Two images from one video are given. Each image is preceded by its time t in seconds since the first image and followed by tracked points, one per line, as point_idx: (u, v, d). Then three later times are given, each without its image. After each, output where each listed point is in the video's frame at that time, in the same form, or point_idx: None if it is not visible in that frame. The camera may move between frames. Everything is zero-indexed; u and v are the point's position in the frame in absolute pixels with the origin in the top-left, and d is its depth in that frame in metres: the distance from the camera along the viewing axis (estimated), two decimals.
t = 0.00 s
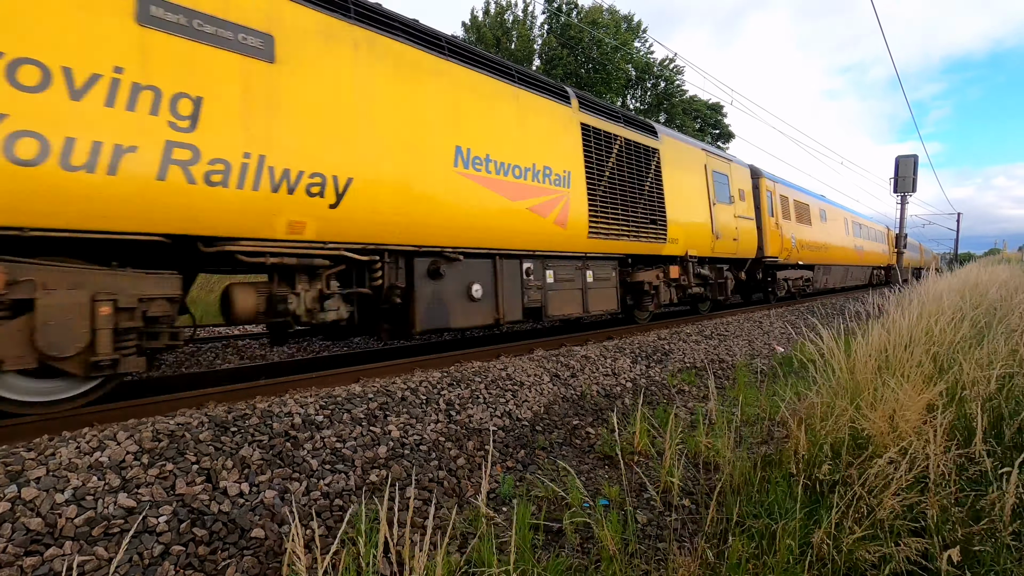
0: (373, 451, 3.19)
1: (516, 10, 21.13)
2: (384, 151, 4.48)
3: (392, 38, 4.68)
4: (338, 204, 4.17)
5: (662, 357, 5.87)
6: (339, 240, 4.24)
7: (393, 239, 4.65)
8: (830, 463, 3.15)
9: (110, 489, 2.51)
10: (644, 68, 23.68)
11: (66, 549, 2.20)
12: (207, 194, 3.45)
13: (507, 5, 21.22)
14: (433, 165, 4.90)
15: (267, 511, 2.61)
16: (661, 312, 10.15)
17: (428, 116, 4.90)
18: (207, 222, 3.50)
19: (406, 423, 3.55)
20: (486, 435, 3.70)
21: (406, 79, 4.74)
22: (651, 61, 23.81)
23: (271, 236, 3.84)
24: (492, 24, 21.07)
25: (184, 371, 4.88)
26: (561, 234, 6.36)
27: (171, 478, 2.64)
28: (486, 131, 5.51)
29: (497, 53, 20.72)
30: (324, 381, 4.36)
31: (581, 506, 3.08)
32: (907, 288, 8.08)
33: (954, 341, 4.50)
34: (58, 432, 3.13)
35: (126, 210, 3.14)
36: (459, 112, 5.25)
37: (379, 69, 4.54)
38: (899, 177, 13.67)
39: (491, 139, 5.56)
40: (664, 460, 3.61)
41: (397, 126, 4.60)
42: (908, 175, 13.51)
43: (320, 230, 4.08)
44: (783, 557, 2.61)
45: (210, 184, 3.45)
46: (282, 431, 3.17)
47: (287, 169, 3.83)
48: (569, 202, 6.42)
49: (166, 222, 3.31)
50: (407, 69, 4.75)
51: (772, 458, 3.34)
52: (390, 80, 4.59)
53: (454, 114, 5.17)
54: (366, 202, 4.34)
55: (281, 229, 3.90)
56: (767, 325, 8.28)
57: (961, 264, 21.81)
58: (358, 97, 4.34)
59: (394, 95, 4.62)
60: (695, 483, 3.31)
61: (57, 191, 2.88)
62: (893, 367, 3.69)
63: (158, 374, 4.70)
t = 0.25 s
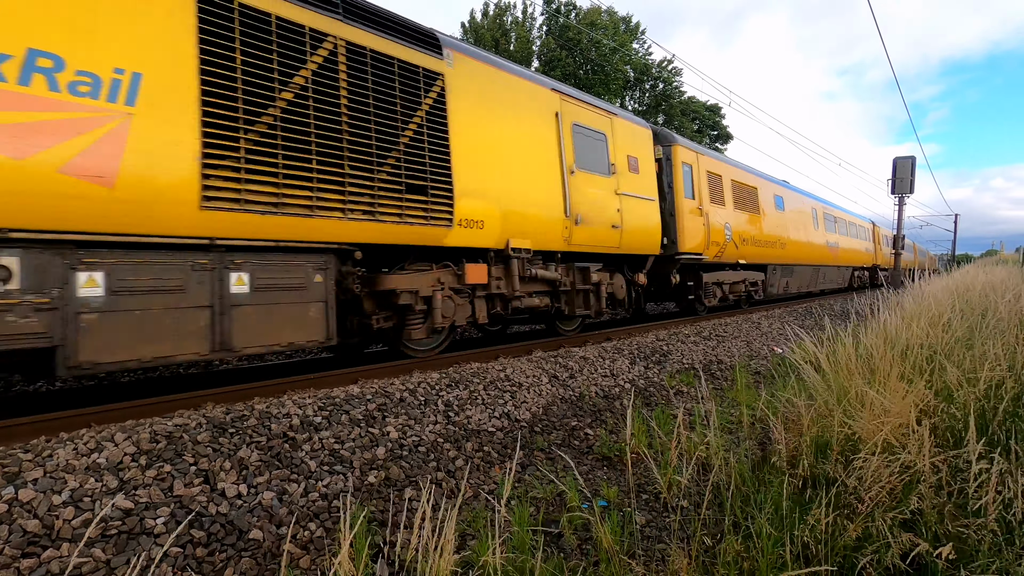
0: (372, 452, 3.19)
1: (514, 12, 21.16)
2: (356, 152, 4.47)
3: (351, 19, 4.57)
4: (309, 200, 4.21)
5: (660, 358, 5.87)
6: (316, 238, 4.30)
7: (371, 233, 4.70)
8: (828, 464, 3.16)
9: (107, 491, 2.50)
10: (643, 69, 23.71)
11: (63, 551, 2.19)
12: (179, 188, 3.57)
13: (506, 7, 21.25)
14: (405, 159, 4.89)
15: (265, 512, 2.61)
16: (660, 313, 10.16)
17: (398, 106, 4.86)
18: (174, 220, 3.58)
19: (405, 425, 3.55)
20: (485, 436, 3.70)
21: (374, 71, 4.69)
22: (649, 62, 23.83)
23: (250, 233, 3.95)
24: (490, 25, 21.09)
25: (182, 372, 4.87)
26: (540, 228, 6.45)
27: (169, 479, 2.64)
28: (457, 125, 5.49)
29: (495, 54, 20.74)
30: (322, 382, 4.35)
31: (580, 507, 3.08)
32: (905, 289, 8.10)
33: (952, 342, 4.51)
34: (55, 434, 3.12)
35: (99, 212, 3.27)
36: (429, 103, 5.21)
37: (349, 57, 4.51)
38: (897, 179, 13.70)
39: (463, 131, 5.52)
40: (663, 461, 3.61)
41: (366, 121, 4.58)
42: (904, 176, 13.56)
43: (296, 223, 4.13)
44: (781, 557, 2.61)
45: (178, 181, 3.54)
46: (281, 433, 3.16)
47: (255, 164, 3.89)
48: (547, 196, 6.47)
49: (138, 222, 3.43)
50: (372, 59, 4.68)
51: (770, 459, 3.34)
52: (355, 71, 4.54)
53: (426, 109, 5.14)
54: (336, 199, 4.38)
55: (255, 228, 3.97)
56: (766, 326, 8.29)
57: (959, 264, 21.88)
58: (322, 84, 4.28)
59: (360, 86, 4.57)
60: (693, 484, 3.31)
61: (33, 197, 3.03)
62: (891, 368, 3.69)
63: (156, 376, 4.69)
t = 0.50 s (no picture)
0: (370, 451, 3.19)
1: (513, 10, 21.12)
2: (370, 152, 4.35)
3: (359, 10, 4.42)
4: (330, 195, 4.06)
5: (658, 356, 5.87)
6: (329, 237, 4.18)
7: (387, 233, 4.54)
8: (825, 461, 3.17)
9: (105, 490, 2.50)
10: (641, 68, 23.69)
11: (62, 551, 2.19)
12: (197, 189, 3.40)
13: (504, 5, 21.22)
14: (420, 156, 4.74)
15: (263, 512, 2.61)
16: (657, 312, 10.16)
17: (410, 101, 4.73)
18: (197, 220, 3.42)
19: (403, 424, 3.55)
20: (483, 435, 3.69)
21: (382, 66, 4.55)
22: (648, 61, 23.81)
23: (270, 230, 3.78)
24: (489, 24, 21.07)
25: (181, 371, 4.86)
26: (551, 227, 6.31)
27: (168, 478, 2.64)
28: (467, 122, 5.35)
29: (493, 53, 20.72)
30: (320, 381, 4.34)
31: (578, 506, 3.09)
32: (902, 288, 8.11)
33: (950, 341, 4.52)
34: (52, 433, 3.11)
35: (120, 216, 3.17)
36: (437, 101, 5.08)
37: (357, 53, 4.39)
38: (895, 177, 13.71)
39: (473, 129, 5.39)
40: (661, 459, 3.62)
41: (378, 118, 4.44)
42: (902, 174, 13.58)
43: (315, 222, 3.97)
44: (778, 554, 2.62)
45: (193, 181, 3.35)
46: (279, 432, 3.16)
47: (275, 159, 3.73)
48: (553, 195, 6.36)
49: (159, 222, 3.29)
50: (381, 53, 4.55)
51: (768, 456, 3.35)
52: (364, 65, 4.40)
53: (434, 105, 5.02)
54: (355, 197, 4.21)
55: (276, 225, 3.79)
56: (763, 325, 8.30)
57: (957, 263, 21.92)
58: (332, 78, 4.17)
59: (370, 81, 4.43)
60: (691, 481, 3.32)
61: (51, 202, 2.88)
62: (890, 366, 3.71)
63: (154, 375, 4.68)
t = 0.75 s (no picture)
0: (370, 452, 3.19)
1: (513, 12, 21.14)
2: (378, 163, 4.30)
3: (369, 17, 4.40)
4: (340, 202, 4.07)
5: (658, 357, 5.87)
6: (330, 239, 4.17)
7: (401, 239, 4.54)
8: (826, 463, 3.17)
9: (105, 491, 2.50)
10: (641, 69, 23.70)
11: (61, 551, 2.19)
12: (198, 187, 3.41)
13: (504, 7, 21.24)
14: (434, 164, 4.71)
15: (263, 513, 2.60)
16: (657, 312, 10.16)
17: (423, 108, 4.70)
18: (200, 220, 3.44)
19: (403, 425, 3.55)
20: (483, 436, 3.69)
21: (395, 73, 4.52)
22: (648, 62, 23.82)
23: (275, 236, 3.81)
24: (489, 25, 21.08)
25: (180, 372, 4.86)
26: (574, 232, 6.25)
27: (167, 479, 2.63)
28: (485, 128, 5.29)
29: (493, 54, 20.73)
30: (320, 382, 4.33)
31: (578, 507, 3.09)
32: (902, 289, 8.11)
33: (950, 343, 4.52)
34: (52, 434, 3.11)
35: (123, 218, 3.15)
36: (456, 108, 5.03)
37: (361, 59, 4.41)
38: (895, 179, 13.72)
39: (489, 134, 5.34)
40: (661, 460, 3.61)
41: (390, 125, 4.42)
42: (902, 176, 13.58)
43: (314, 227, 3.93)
44: (777, 556, 2.62)
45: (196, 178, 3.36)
46: (279, 433, 3.16)
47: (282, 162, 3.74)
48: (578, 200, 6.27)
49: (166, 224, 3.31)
50: (394, 59, 4.52)
51: (768, 458, 3.35)
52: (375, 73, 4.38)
53: (451, 112, 4.97)
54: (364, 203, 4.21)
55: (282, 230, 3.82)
56: (763, 326, 8.30)
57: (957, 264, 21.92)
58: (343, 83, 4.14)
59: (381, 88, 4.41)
60: (692, 483, 3.32)
61: (55, 200, 2.92)
62: (891, 368, 3.71)
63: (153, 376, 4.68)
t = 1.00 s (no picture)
0: (370, 449, 3.19)
1: (513, 9, 21.08)
2: (379, 166, 4.27)
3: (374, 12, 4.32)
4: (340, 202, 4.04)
5: (658, 355, 5.87)
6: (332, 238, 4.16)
7: (401, 238, 4.53)
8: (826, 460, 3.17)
9: (106, 487, 2.50)
10: (641, 66, 23.64)
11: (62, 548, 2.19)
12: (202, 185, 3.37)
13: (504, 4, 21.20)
14: (436, 164, 4.70)
15: (263, 510, 2.61)
16: (657, 310, 10.17)
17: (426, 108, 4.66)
18: (202, 219, 3.41)
19: (403, 422, 3.55)
20: (484, 433, 3.70)
21: (400, 70, 4.46)
22: (648, 59, 23.76)
23: (279, 236, 3.78)
24: (489, 23, 21.05)
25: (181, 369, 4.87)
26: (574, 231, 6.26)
27: (168, 476, 2.64)
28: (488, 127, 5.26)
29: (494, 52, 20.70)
30: (320, 380, 4.34)
31: (578, 505, 3.10)
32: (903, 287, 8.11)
33: (950, 340, 4.52)
34: (53, 431, 3.11)
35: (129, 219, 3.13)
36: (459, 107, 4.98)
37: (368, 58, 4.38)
38: (895, 176, 13.70)
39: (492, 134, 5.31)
40: (661, 458, 3.61)
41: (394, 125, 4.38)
42: (902, 174, 13.57)
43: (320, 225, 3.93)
44: (777, 554, 2.63)
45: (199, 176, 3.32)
46: (279, 430, 3.16)
47: (285, 163, 3.71)
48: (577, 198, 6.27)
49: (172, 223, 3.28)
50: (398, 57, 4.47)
51: (769, 455, 3.35)
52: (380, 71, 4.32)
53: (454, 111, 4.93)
54: (366, 202, 4.20)
55: (285, 230, 3.79)
56: (763, 324, 8.31)
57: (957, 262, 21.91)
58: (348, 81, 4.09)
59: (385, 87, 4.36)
60: (692, 480, 3.32)
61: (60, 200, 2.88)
62: (891, 366, 3.71)
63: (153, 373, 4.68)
